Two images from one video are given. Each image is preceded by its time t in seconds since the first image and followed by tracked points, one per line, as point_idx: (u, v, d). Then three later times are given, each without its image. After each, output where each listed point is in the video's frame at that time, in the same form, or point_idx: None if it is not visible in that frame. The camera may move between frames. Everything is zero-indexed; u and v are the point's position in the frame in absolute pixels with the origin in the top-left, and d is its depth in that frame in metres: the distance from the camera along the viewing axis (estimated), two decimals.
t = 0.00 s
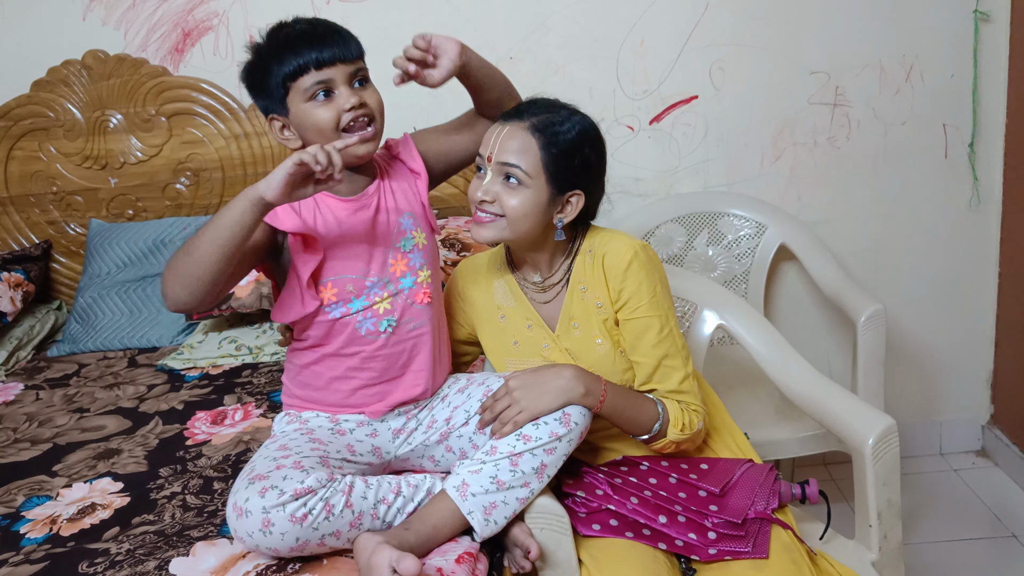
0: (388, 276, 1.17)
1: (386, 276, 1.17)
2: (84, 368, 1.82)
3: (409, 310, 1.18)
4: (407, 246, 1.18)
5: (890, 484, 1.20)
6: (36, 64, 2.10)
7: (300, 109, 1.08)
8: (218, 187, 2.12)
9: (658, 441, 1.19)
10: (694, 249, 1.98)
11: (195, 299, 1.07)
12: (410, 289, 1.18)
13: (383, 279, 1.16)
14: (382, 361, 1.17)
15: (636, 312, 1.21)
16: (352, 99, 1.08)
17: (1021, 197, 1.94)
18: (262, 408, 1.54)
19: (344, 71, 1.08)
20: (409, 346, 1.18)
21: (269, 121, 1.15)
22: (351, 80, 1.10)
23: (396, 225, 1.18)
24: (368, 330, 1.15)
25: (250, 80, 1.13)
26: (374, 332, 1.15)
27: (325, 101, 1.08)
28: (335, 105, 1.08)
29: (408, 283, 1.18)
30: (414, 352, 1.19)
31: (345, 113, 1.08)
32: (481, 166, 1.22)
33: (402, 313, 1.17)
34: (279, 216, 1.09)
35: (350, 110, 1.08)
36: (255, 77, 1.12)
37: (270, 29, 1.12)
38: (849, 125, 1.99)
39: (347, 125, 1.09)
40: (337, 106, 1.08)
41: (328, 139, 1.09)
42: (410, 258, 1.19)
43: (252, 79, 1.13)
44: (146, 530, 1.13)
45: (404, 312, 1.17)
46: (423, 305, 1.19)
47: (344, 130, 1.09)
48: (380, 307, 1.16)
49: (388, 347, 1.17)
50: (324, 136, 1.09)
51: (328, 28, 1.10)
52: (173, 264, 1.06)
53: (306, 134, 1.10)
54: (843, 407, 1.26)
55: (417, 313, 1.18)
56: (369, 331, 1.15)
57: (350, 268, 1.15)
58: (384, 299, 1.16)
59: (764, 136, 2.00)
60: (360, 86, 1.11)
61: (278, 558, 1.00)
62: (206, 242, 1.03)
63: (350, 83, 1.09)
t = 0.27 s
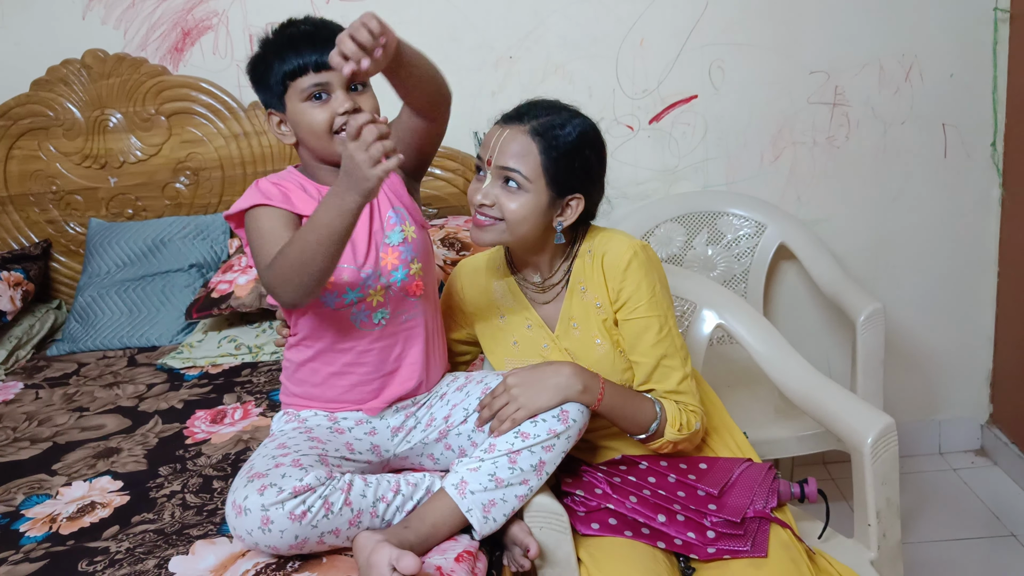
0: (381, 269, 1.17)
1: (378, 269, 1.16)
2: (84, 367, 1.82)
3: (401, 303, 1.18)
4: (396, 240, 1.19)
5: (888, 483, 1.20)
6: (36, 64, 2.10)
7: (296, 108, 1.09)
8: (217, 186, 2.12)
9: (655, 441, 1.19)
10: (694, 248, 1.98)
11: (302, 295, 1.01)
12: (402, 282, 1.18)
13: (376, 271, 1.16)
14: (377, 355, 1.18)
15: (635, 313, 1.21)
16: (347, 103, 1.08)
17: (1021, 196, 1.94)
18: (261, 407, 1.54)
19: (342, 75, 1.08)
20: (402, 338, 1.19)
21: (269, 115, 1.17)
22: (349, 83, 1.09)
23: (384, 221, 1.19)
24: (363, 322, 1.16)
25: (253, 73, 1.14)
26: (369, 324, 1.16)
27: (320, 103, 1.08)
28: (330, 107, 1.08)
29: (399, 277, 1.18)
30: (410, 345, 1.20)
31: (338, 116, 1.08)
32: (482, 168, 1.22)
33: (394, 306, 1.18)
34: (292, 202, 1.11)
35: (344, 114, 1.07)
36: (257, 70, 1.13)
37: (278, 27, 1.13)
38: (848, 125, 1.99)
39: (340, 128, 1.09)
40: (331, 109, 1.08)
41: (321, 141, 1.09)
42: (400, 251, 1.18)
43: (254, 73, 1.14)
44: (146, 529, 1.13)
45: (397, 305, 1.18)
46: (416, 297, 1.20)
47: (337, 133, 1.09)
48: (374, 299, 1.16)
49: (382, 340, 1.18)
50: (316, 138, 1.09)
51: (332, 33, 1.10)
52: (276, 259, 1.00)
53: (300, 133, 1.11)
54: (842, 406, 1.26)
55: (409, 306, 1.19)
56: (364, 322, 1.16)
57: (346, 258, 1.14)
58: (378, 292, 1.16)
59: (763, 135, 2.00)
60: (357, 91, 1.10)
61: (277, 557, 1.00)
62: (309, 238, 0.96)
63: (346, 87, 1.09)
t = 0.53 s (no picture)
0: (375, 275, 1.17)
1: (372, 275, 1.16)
2: (84, 365, 1.82)
3: (393, 311, 1.18)
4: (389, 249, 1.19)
5: (887, 481, 1.20)
6: (36, 62, 2.10)
7: (291, 110, 1.14)
8: (217, 184, 2.12)
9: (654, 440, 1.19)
10: (693, 247, 1.98)
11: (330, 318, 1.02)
12: (394, 290, 1.18)
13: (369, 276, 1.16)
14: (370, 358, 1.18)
15: (635, 313, 1.21)
16: (338, 108, 1.12)
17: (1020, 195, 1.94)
18: (261, 406, 1.54)
19: (336, 79, 1.13)
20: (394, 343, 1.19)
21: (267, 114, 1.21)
22: (343, 88, 1.14)
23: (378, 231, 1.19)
24: (355, 325, 1.16)
25: (252, 72, 1.19)
26: (360, 327, 1.16)
27: (314, 107, 1.12)
28: (323, 111, 1.12)
29: (393, 285, 1.18)
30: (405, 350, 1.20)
31: (331, 120, 1.12)
32: (482, 167, 1.23)
33: (385, 313, 1.17)
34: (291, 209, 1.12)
35: (336, 118, 1.12)
36: (255, 69, 1.17)
37: (277, 28, 1.17)
38: (847, 124, 1.99)
39: (333, 132, 1.13)
40: (324, 113, 1.12)
41: (313, 144, 1.13)
42: (394, 260, 1.19)
43: (254, 72, 1.18)
44: (146, 526, 1.13)
45: (388, 312, 1.17)
46: (407, 305, 1.19)
47: (329, 136, 1.13)
48: (366, 304, 1.16)
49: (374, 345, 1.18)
50: (309, 140, 1.13)
51: (328, 35, 1.14)
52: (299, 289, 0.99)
53: (294, 134, 1.15)
54: (841, 405, 1.27)
55: (401, 314, 1.19)
56: (355, 326, 1.16)
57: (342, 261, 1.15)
58: (370, 295, 1.16)
59: (763, 134, 2.00)
60: (351, 94, 1.15)
61: (276, 555, 1.00)
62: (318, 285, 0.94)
63: (340, 91, 1.13)
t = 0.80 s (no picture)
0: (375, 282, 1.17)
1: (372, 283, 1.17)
2: (83, 365, 1.82)
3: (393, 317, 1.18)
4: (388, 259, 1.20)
5: (885, 481, 1.20)
6: (35, 61, 2.10)
7: (290, 111, 1.14)
8: (216, 184, 2.13)
9: (656, 438, 1.19)
10: (691, 247, 1.99)
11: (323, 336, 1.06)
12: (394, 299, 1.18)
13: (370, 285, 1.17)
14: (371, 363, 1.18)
15: (635, 310, 1.22)
16: (338, 109, 1.12)
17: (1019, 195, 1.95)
18: (260, 405, 1.54)
19: (336, 80, 1.13)
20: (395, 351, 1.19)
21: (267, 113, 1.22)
22: (342, 89, 1.14)
23: (378, 241, 1.21)
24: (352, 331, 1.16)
25: (252, 71, 1.19)
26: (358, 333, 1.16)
27: (313, 108, 1.13)
28: (321, 113, 1.13)
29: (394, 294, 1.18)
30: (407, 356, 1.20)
31: (329, 121, 1.12)
32: (483, 163, 1.23)
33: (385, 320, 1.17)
34: (285, 219, 1.13)
35: (335, 119, 1.12)
36: (255, 69, 1.17)
37: (278, 27, 1.17)
38: (846, 124, 2.00)
39: (331, 134, 1.14)
40: (322, 114, 1.12)
41: (312, 145, 1.14)
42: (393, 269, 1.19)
43: (254, 71, 1.19)
44: (145, 525, 1.13)
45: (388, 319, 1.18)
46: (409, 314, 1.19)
47: (328, 137, 1.14)
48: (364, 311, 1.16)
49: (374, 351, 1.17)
50: (308, 141, 1.14)
51: (328, 35, 1.14)
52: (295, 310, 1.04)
53: (293, 134, 1.15)
54: (839, 404, 1.27)
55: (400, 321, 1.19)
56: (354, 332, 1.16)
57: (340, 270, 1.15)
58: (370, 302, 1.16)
59: (762, 134, 2.01)
60: (351, 96, 1.15)
61: (275, 554, 1.00)
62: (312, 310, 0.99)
63: (340, 92, 1.14)
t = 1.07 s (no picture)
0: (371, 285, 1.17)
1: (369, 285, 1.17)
2: (79, 366, 1.82)
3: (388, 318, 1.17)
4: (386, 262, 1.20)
5: (880, 481, 1.21)
6: (31, 61, 2.10)
7: (284, 108, 1.14)
8: (212, 185, 2.12)
9: (652, 439, 1.20)
10: (688, 248, 1.99)
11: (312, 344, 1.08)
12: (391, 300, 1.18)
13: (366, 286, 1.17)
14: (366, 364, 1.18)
15: (631, 310, 1.22)
16: (330, 107, 1.12)
17: (1014, 196, 1.95)
18: (256, 406, 1.54)
19: (330, 79, 1.13)
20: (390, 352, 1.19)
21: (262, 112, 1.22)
22: (337, 88, 1.14)
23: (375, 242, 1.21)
24: (348, 334, 1.16)
25: (249, 69, 1.19)
26: (353, 336, 1.16)
27: (305, 105, 1.13)
28: (314, 110, 1.13)
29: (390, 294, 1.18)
30: (400, 360, 1.20)
31: (321, 119, 1.12)
32: (477, 162, 1.23)
33: (381, 322, 1.17)
34: (276, 228, 1.14)
35: (327, 116, 1.12)
36: (253, 67, 1.18)
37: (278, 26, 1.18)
38: (841, 124, 2.00)
39: (323, 131, 1.14)
40: (315, 112, 1.13)
41: (303, 142, 1.14)
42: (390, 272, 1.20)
43: (251, 69, 1.19)
44: (141, 526, 1.13)
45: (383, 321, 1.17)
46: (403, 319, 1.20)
47: (319, 135, 1.14)
48: (360, 313, 1.16)
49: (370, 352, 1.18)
50: (300, 138, 1.13)
51: (326, 35, 1.14)
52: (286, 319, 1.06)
53: (286, 132, 1.15)
54: (834, 404, 1.27)
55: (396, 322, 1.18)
56: (349, 334, 1.16)
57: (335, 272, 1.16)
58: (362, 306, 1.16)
59: (758, 134, 2.01)
60: (345, 95, 1.15)
61: (271, 555, 1.00)
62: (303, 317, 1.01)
63: (333, 91, 1.14)
